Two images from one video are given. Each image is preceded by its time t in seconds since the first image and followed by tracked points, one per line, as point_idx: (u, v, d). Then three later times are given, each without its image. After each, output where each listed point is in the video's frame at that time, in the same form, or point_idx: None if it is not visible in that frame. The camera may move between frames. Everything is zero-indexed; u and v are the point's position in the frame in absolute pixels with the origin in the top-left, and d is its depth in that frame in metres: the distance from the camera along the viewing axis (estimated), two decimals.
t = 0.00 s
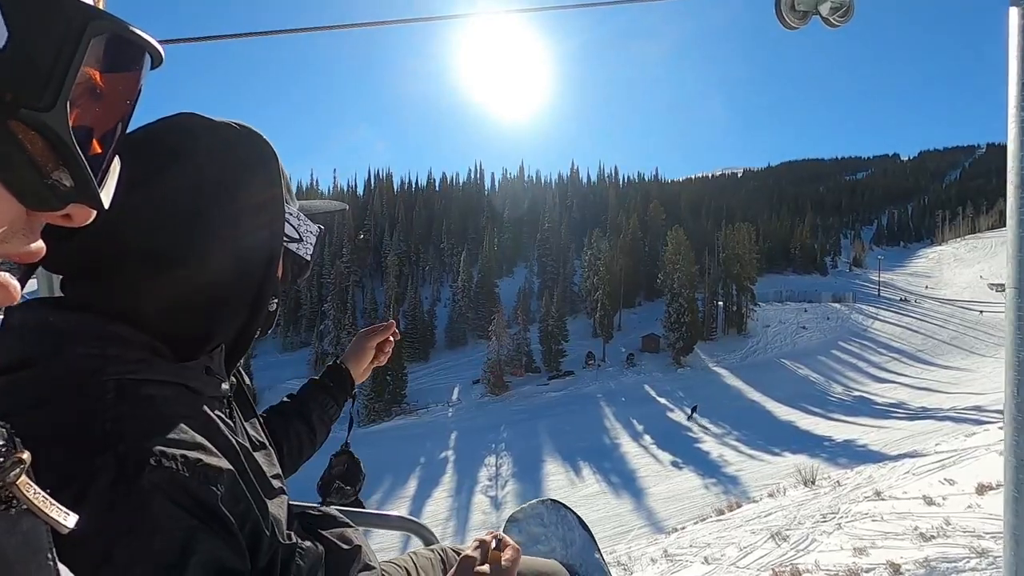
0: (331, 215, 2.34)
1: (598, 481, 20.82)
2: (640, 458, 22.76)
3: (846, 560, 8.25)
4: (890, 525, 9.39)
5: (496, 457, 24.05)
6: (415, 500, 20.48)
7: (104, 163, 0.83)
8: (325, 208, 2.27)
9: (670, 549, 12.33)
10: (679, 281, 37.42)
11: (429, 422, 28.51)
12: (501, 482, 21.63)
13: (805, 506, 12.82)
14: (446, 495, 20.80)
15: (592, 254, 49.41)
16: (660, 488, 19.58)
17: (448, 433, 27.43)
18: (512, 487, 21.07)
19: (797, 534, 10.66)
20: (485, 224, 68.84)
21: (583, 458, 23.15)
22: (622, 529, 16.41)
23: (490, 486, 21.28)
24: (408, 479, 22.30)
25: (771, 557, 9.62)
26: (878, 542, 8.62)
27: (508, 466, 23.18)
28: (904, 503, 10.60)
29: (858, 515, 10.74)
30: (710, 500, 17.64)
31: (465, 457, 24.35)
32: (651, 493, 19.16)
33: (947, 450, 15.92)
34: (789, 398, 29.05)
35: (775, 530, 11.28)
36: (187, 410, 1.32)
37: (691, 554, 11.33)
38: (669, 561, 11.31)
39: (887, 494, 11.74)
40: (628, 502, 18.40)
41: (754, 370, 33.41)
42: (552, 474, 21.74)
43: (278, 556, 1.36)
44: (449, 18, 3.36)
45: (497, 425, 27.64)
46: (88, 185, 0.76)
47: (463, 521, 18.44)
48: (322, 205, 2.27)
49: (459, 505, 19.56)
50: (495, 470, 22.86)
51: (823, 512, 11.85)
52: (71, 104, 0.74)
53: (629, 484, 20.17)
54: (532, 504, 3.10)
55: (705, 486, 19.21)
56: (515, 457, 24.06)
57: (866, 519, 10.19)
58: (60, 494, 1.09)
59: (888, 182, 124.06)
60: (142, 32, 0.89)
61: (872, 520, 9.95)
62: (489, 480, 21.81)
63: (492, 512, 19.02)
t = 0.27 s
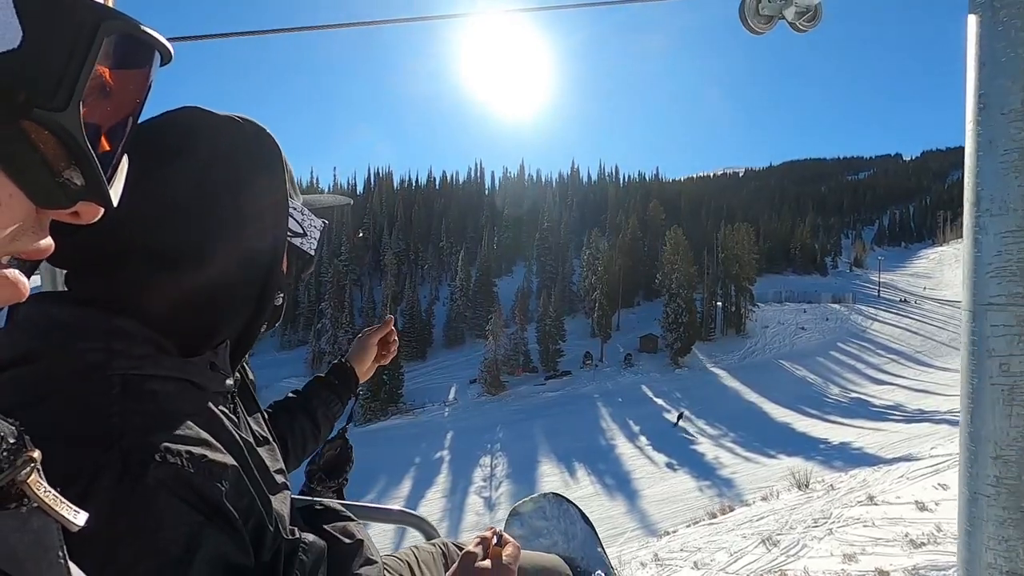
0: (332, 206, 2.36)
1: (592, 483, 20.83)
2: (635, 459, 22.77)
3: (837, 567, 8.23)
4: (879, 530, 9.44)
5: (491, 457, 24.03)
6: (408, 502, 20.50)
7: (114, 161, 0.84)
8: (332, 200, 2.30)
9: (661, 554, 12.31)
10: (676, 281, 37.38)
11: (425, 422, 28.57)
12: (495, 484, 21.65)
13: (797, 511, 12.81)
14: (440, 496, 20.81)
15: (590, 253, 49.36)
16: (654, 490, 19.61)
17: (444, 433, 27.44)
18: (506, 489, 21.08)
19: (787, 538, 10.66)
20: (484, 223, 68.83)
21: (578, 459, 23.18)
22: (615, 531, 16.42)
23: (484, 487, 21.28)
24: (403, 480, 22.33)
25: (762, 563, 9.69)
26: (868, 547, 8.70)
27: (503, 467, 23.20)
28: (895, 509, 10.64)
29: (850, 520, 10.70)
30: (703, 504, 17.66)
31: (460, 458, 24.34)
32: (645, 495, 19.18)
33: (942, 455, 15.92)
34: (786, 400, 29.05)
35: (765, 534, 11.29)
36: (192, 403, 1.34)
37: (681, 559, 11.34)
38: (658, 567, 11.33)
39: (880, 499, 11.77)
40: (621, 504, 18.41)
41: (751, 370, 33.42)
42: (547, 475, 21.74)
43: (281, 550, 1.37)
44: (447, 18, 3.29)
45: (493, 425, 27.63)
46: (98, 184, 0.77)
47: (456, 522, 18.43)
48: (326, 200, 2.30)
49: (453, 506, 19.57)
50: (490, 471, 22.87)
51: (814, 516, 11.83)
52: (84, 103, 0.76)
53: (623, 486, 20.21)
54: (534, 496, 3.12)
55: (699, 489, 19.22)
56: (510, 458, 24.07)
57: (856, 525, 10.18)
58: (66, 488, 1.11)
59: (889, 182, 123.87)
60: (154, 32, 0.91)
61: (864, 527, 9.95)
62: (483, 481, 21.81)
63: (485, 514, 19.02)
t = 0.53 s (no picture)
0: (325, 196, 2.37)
1: (589, 482, 20.80)
2: (632, 459, 22.74)
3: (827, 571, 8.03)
4: (874, 534, 9.22)
5: (487, 456, 23.94)
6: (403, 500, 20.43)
7: (124, 152, 0.82)
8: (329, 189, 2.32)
9: (652, 556, 12.17)
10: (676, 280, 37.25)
11: (422, 421, 28.57)
12: (491, 482, 21.58)
13: (791, 514, 12.68)
14: (436, 494, 20.76)
15: (590, 252, 49.23)
16: (650, 491, 19.56)
17: (441, 432, 27.40)
18: (502, 488, 21.04)
19: (780, 543, 10.48)
20: (484, 221, 68.71)
21: (575, 458, 23.15)
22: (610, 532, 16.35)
23: (480, 486, 21.22)
24: (399, 479, 22.28)
25: (754, 568, 9.53)
26: (860, 550, 8.49)
27: (500, 466, 23.16)
28: (890, 515, 10.45)
29: (844, 523, 10.50)
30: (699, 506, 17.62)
31: (456, 456, 24.29)
32: (641, 496, 19.13)
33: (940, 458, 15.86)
34: (785, 400, 28.96)
35: (758, 539, 11.14)
36: (195, 392, 1.32)
37: (673, 563, 11.19)
38: (649, 571, 11.19)
39: (875, 503, 11.71)
40: (617, 504, 18.37)
41: (751, 370, 33.32)
42: (544, 475, 21.68)
43: (287, 539, 1.36)
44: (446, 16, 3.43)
45: (490, 425, 27.61)
46: (108, 176, 0.75)
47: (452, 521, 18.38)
48: (322, 188, 2.29)
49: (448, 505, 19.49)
50: (487, 470, 22.84)
51: (807, 519, 11.69)
52: (93, 93, 0.74)
53: (620, 485, 20.16)
54: (534, 489, 3.10)
55: (696, 490, 19.16)
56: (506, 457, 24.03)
57: (850, 529, 9.98)
58: (71, 479, 1.09)
59: (893, 180, 123.20)
60: (165, 22, 0.89)
61: (858, 530, 9.75)
62: (480, 479, 21.75)
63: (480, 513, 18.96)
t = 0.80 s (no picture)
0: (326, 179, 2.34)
1: (583, 481, 20.79)
2: (625, 458, 22.72)
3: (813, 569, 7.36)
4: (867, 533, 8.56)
5: (482, 454, 24.03)
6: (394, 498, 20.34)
7: (117, 128, 0.81)
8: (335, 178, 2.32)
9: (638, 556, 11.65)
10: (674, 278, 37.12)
11: (417, 418, 28.56)
12: (485, 480, 21.58)
13: (781, 513, 12.20)
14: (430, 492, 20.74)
15: (589, 249, 49.07)
16: (643, 490, 19.53)
17: (436, 429, 27.39)
18: (495, 486, 21.01)
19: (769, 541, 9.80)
20: (483, 217, 68.50)
21: (569, 457, 23.14)
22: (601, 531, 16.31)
23: (474, 484, 21.18)
24: (393, 477, 22.29)
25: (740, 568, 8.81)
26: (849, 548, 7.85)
27: (494, 464, 23.17)
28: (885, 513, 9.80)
29: (836, 523, 9.88)
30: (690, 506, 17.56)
31: (450, 454, 24.26)
32: (634, 495, 19.11)
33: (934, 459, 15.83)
34: (782, 399, 28.90)
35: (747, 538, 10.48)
36: (192, 371, 1.32)
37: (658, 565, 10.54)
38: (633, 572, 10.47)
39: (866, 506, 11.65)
40: (609, 503, 18.34)
41: (748, 368, 33.27)
42: (537, 472, 21.76)
43: (286, 521, 1.37)
44: (446, 10, 3.61)
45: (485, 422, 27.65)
46: (100, 152, 0.74)
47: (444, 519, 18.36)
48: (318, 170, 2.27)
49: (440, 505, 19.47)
50: (481, 468, 22.82)
51: (796, 519, 11.19)
52: (82, 66, 0.72)
53: (613, 484, 20.13)
54: (532, 479, 3.10)
55: (689, 489, 19.12)
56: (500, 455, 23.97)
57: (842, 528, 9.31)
58: (71, 458, 1.09)
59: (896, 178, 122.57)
60: None
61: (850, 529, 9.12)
62: (473, 478, 21.75)
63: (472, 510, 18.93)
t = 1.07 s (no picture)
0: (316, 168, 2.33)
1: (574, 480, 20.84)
2: (615, 457, 22.79)
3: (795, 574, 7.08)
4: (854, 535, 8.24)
5: (473, 454, 23.97)
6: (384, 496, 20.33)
7: (103, 116, 0.82)
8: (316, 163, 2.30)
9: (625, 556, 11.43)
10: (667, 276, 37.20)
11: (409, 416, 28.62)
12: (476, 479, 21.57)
13: (766, 514, 12.11)
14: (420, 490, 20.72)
15: (582, 247, 49.15)
16: (633, 489, 19.60)
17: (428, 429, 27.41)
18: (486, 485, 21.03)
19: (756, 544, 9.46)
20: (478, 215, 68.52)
21: (560, 456, 23.18)
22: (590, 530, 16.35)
23: (465, 483, 21.17)
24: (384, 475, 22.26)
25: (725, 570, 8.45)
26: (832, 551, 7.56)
27: (485, 463, 23.18)
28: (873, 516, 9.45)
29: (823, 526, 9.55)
30: (678, 505, 17.62)
31: (441, 454, 24.24)
32: (624, 494, 19.17)
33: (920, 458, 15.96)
34: (774, 396, 29.04)
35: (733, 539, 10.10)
36: (186, 364, 1.33)
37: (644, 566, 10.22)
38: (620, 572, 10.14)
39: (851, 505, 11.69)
40: (599, 502, 18.40)
41: (741, 366, 33.42)
42: (528, 470, 21.82)
43: (279, 514, 1.39)
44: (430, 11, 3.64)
45: (478, 420, 27.69)
46: (87, 139, 0.75)
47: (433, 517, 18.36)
48: (309, 160, 2.28)
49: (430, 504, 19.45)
50: (471, 466, 22.82)
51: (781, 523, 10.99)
52: (68, 50, 0.72)
53: (604, 483, 20.19)
54: (527, 473, 3.11)
55: (678, 488, 19.21)
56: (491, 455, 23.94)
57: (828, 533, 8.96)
58: (65, 447, 1.10)
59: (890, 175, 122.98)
60: None
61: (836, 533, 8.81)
62: (464, 476, 21.75)
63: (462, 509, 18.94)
